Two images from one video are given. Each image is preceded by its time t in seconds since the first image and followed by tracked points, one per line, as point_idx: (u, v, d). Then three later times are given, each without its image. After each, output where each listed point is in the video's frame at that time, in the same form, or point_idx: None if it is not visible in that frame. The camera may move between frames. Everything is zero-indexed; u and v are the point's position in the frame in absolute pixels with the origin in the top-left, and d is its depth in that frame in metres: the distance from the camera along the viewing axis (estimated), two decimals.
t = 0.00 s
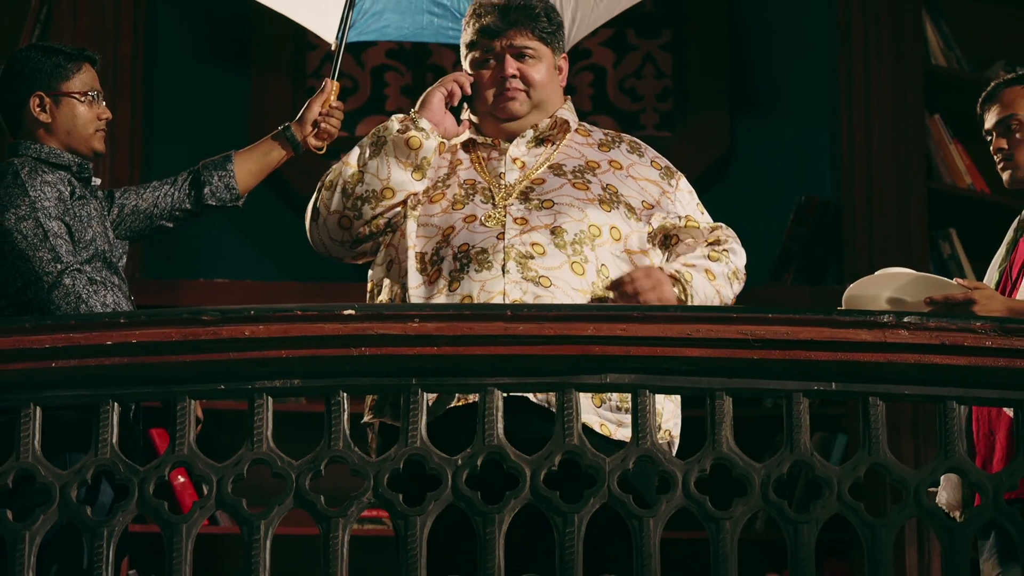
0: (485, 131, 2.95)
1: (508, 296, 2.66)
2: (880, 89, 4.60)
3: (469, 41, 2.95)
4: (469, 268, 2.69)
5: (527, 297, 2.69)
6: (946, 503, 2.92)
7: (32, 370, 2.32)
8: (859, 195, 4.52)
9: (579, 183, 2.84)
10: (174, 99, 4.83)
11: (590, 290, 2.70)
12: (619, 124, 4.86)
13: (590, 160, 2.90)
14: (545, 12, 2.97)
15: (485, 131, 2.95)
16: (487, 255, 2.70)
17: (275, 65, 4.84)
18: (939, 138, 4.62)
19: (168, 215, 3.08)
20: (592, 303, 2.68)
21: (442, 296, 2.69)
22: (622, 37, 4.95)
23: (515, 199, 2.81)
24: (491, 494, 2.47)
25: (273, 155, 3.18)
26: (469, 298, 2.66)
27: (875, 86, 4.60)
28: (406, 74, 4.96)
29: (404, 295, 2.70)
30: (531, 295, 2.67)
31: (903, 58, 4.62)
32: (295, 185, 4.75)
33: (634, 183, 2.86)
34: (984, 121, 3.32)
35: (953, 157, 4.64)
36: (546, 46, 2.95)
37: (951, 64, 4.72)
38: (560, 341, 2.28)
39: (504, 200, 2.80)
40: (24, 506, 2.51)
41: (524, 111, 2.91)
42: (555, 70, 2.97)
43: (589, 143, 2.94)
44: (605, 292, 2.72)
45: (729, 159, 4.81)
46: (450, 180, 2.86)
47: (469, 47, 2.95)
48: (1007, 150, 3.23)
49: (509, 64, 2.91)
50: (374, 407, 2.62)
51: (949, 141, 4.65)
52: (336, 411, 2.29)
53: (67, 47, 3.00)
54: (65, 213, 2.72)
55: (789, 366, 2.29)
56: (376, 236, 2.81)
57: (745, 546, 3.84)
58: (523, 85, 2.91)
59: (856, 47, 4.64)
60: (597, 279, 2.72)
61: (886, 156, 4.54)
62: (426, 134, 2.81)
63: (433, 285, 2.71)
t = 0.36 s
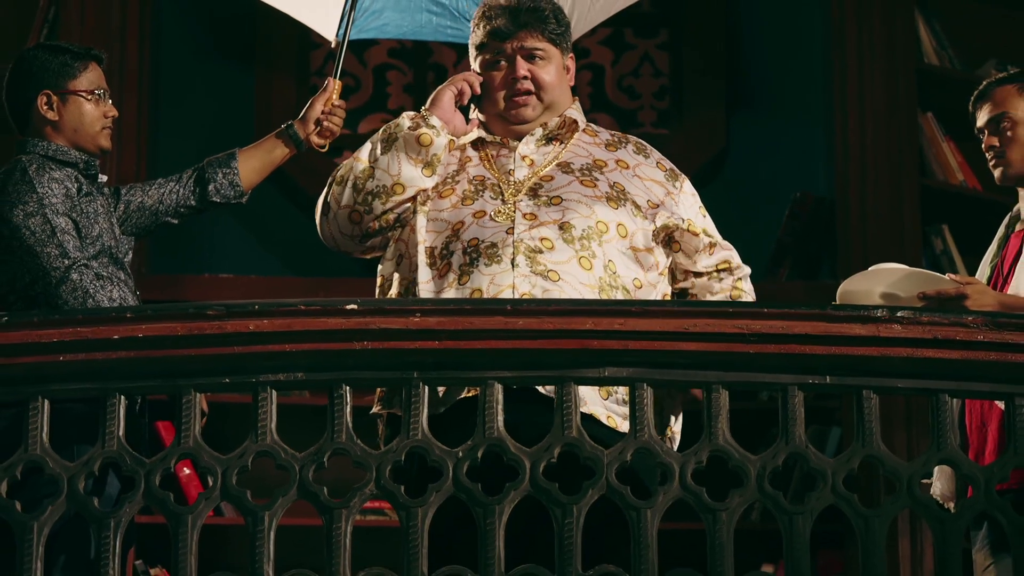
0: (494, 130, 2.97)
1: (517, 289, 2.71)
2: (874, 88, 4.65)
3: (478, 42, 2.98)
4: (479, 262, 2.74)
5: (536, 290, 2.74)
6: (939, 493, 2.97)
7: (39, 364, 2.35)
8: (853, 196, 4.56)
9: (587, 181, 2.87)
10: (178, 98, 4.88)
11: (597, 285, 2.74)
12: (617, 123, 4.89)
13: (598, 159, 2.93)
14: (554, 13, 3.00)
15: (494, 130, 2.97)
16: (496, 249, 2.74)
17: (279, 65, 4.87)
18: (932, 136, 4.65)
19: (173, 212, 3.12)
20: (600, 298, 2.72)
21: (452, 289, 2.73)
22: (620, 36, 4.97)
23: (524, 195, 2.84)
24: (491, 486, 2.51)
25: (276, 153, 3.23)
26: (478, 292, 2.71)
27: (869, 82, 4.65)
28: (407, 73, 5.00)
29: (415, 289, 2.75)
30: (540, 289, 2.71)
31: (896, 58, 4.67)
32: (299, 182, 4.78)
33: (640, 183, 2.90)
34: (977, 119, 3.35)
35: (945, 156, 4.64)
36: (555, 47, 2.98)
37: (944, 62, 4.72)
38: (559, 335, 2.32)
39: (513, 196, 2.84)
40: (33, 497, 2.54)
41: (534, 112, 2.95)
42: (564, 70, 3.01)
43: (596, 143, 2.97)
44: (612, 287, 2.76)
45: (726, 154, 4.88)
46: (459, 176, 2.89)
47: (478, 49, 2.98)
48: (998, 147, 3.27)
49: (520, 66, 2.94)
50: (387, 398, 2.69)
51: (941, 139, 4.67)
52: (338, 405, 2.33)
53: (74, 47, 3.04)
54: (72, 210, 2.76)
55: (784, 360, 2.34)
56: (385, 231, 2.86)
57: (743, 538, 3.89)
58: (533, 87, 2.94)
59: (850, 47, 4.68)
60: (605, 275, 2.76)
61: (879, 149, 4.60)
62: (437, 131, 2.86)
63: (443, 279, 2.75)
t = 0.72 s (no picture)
0: (504, 130, 3.01)
1: (528, 286, 2.74)
2: (869, 90, 4.65)
3: (489, 43, 3.01)
4: (490, 259, 2.77)
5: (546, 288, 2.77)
6: (934, 487, 3.02)
7: (45, 358, 2.39)
8: (849, 193, 4.57)
9: (596, 180, 2.90)
10: (183, 96, 4.92)
11: (606, 283, 2.78)
12: (615, 119, 4.93)
13: (607, 158, 2.96)
14: (563, 15, 3.04)
15: (504, 129, 3.01)
16: (507, 247, 2.78)
17: (283, 64, 4.90)
18: (926, 133, 4.67)
19: (178, 208, 3.15)
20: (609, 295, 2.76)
21: (463, 286, 2.76)
22: (618, 35, 5.02)
23: (534, 194, 2.87)
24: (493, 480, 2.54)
25: (279, 150, 3.25)
26: (489, 288, 2.74)
27: (864, 85, 4.65)
28: (409, 70, 5.05)
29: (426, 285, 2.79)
30: (550, 286, 2.75)
31: (891, 61, 4.67)
32: (301, 178, 4.82)
33: (648, 182, 2.93)
34: (971, 117, 3.38)
35: (940, 153, 4.68)
36: (565, 48, 3.02)
37: (938, 60, 4.76)
38: (559, 329, 2.35)
39: (523, 194, 2.87)
40: (40, 489, 2.58)
41: (544, 112, 2.98)
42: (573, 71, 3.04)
43: (605, 142, 3.00)
44: (620, 284, 2.80)
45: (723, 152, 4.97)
46: (470, 174, 2.92)
47: (489, 49, 3.02)
48: (993, 144, 3.29)
49: (530, 67, 2.98)
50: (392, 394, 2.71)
51: (936, 136, 4.69)
52: (341, 398, 2.35)
53: (81, 45, 3.07)
54: (78, 206, 2.79)
55: (781, 354, 2.37)
56: (397, 227, 2.89)
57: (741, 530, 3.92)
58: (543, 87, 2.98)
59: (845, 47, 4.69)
60: (613, 273, 2.80)
61: (875, 146, 4.60)
62: (450, 129, 2.87)
63: (454, 276, 2.78)
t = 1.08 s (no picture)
0: (510, 128, 3.06)
1: (536, 283, 2.80)
2: (861, 89, 4.73)
3: (502, 43, 3.06)
4: (499, 256, 2.82)
5: (554, 284, 2.83)
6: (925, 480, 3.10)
7: (54, 353, 2.44)
8: (843, 195, 4.65)
9: (602, 179, 2.95)
10: (189, 97, 4.97)
11: (613, 279, 2.83)
12: (612, 120, 4.97)
13: (612, 158, 3.01)
14: (577, 24, 3.09)
15: (510, 128, 3.06)
16: (516, 244, 2.83)
17: (284, 64, 4.96)
18: (918, 133, 4.78)
19: (185, 206, 3.20)
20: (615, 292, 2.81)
21: (473, 282, 2.82)
22: (616, 36, 5.06)
23: (541, 192, 2.92)
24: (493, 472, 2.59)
25: (284, 150, 3.30)
26: (499, 284, 2.79)
27: (855, 84, 4.73)
28: (410, 71, 5.09)
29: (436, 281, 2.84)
30: (558, 282, 2.80)
31: (883, 65, 4.76)
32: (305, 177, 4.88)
33: (653, 181, 2.98)
34: (964, 116, 3.43)
35: (930, 151, 4.78)
36: (576, 56, 3.07)
37: (929, 61, 4.86)
38: (557, 325, 2.40)
39: (531, 193, 2.91)
40: (49, 481, 2.63)
41: (549, 116, 3.04)
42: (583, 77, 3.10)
43: (610, 143, 3.05)
44: (627, 281, 2.85)
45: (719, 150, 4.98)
46: (479, 173, 2.96)
47: (501, 49, 3.07)
48: (985, 143, 3.35)
49: (540, 72, 3.03)
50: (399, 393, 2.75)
51: (927, 135, 4.80)
52: (344, 393, 2.41)
53: (91, 47, 3.12)
54: (87, 204, 2.84)
55: (775, 349, 2.41)
56: (408, 223, 2.93)
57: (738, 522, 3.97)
58: (550, 93, 3.04)
59: (837, 48, 4.76)
60: (619, 269, 2.85)
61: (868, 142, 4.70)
62: (462, 127, 2.93)
63: (464, 273, 2.83)
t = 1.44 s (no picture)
0: (519, 130, 3.14)
1: (552, 283, 2.88)
2: (850, 88, 4.89)
3: (512, 47, 3.15)
4: (516, 256, 2.90)
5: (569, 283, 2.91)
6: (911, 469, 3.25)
7: (71, 347, 2.52)
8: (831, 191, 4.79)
9: (611, 181, 3.04)
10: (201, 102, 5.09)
11: (624, 280, 2.93)
12: (611, 119, 5.26)
13: (619, 159, 3.10)
14: (584, 28, 3.17)
15: (520, 130, 3.14)
16: (532, 244, 2.91)
17: (296, 66, 5.11)
18: (904, 135, 4.92)
19: (197, 206, 3.29)
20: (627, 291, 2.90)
21: (490, 281, 2.89)
22: (613, 41, 5.35)
23: (553, 194, 3.01)
24: (495, 461, 2.68)
25: (294, 151, 3.40)
26: (516, 284, 2.87)
27: (845, 85, 4.90)
28: (414, 75, 5.27)
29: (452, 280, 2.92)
30: (574, 283, 2.89)
31: (871, 68, 4.92)
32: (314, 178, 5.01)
33: (659, 182, 3.08)
34: (949, 119, 3.53)
35: (917, 152, 4.91)
36: (583, 60, 3.15)
37: (916, 64, 5.02)
38: (554, 319, 2.48)
39: (543, 194, 3.00)
40: (65, 472, 2.74)
41: (558, 118, 3.13)
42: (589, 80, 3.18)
43: (616, 144, 3.14)
44: (638, 280, 2.94)
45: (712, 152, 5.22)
46: (491, 175, 3.04)
47: (511, 53, 3.15)
48: (970, 145, 3.44)
49: (548, 76, 3.12)
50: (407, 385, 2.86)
51: (913, 137, 4.94)
52: (350, 385, 2.48)
53: (107, 51, 3.20)
54: (102, 203, 2.94)
55: (767, 344, 2.50)
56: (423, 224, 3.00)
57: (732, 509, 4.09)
58: (559, 96, 3.12)
59: (828, 56, 4.92)
60: (631, 270, 2.94)
61: (855, 150, 4.83)
62: (476, 133, 2.98)
63: (481, 272, 2.91)
